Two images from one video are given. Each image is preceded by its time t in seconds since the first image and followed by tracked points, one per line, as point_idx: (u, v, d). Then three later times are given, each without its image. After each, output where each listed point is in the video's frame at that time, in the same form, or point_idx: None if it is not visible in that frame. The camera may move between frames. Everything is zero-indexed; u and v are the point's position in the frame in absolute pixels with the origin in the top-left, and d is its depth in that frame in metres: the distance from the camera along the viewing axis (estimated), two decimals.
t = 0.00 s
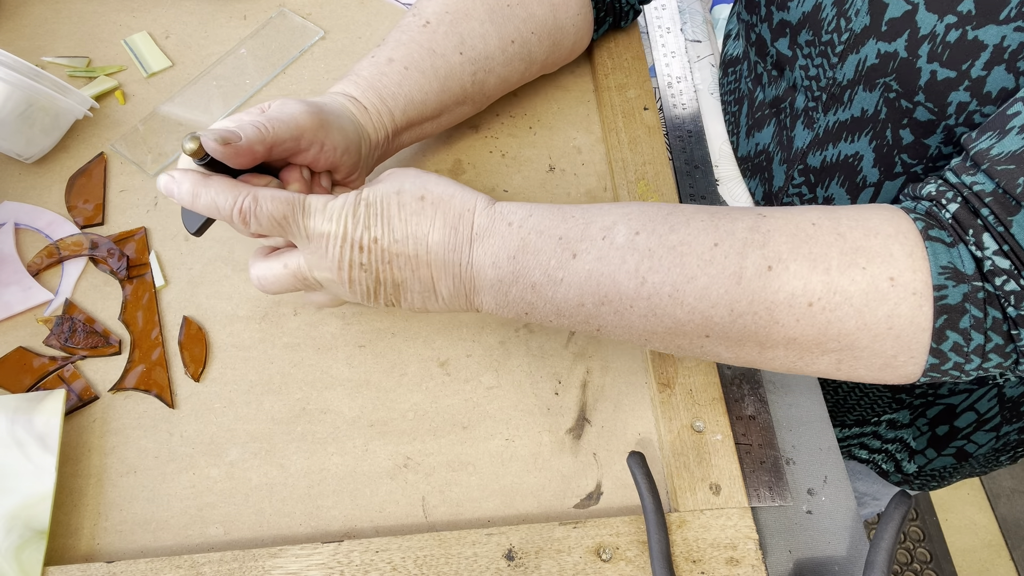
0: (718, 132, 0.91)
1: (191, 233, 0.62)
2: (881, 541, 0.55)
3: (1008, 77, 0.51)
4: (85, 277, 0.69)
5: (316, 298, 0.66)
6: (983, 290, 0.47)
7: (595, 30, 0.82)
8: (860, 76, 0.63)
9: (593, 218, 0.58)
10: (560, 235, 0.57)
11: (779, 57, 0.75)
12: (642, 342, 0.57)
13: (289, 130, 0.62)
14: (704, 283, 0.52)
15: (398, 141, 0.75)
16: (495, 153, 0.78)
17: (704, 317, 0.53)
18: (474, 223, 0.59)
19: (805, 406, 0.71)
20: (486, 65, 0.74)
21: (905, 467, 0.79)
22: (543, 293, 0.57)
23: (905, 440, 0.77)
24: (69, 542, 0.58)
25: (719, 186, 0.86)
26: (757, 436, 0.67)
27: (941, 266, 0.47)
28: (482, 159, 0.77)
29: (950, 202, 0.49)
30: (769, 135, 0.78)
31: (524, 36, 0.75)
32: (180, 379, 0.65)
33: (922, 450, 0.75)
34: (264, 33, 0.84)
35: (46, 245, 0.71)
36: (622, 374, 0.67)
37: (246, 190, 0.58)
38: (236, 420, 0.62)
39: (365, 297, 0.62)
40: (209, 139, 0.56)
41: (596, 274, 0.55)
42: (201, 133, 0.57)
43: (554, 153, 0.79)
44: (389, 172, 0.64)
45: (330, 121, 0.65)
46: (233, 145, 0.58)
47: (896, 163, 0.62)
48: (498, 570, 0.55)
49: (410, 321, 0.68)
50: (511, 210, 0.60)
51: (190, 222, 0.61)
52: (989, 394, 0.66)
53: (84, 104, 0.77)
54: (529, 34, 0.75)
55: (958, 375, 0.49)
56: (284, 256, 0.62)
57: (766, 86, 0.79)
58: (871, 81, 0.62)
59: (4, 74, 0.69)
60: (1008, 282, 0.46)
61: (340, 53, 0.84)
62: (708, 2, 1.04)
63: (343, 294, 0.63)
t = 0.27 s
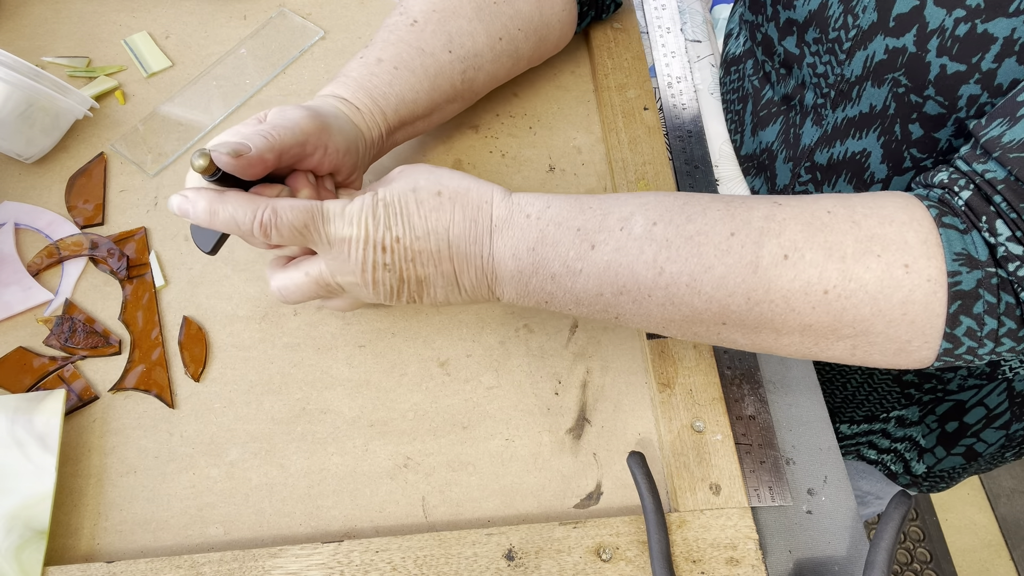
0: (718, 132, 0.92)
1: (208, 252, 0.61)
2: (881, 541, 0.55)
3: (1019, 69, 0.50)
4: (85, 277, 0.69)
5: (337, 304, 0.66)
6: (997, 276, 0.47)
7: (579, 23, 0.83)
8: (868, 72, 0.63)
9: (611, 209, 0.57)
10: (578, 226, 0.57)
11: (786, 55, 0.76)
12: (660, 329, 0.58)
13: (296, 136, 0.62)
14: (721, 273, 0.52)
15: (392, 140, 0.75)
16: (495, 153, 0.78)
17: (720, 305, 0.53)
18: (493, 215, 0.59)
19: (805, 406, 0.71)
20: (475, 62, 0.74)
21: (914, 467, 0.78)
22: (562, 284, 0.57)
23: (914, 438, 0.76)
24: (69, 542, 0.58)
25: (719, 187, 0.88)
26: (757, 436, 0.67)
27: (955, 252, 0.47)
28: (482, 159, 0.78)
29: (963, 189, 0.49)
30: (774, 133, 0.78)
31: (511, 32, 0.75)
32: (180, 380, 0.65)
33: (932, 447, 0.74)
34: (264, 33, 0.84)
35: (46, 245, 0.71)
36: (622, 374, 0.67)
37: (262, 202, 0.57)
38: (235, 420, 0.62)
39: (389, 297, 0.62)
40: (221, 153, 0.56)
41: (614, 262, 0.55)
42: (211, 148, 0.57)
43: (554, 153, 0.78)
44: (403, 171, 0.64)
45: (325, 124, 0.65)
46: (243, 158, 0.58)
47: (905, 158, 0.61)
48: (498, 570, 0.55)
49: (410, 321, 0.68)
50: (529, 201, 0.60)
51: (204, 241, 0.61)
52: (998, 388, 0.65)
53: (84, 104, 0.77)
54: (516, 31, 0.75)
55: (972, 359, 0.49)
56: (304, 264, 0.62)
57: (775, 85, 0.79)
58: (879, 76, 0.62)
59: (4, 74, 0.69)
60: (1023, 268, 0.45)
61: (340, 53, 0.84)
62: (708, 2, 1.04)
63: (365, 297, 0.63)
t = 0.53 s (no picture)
0: (718, 132, 0.92)
1: (219, 261, 0.61)
2: (881, 541, 0.55)
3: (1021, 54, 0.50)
4: (85, 277, 0.69)
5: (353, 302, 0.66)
6: (1002, 253, 0.46)
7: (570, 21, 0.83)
8: (869, 63, 0.63)
9: (622, 192, 0.57)
10: (589, 209, 0.57)
11: (785, 50, 0.75)
12: (671, 309, 0.58)
13: (301, 136, 0.63)
14: (731, 254, 0.52)
15: (388, 140, 0.75)
16: (495, 153, 0.78)
17: (731, 286, 0.53)
18: (504, 199, 0.60)
19: (806, 406, 0.71)
20: (470, 61, 0.74)
21: (922, 462, 0.79)
22: (575, 266, 0.58)
23: (922, 432, 0.76)
24: (69, 542, 0.58)
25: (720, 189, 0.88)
26: (757, 436, 0.67)
27: (960, 231, 0.46)
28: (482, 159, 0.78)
29: (966, 170, 0.48)
30: (772, 130, 0.79)
31: (504, 31, 0.75)
32: (180, 379, 0.65)
33: (939, 442, 0.74)
34: (264, 33, 0.84)
35: (46, 245, 0.71)
36: (622, 374, 0.67)
37: (276, 205, 0.57)
38: (235, 420, 0.62)
39: (407, 287, 0.64)
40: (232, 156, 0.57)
41: (626, 245, 0.55)
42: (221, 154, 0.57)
43: (554, 152, 0.78)
44: (410, 160, 0.65)
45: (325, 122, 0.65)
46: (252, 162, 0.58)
47: (908, 148, 0.61)
48: (498, 570, 0.55)
49: (410, 321, 0.68)
50: (539, 184, 0.61)
51: (216, 250, 0.61)
52: (1005, 379, 0.64)
53: (84, 104, 0.77)
54: (509, 29, 0.75)
55: (977, 337, 0.49)
56: (321, 264, 0.62)
57: (770, 82, 0.79)
58: (880, 67, 0.61)
59: (4, 74, 0.69)
60: None
61: (340, 53, 0.84)
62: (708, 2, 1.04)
63: (384, 290, 0.64)
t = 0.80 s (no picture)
0: (718, 132, 0.92)
1: (230, 266, 0.61)
2: (881, 541, 0.55)
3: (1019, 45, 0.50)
4: (85, 277, 0.69)
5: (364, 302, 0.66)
6: (1003, 242, 0.46)
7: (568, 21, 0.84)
8: (866, 58, 0.63)
9: (628, 184, 0.57)
10: (596, 202, 0.57)
11: (780, 48, 0.76)
12: (677, 300, 0.58)
13: (305, 138, 0.63)
14: (737, 245, 0.52)
15: (389, 139, 0.75)
16: (495, 153, 0.78)
17: (737, 276, 0.53)
18: (510, 192, 0.60)
19: (806, 406, 0.71)
20: (467, 61, 0.74)
21: (922, 451, 0.77)
22: (582, 258, 0.58)
23: (923, 421, 0.75)
24: (69, 542, 0.58)
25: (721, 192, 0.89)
26: (757, 437, 0.67)
27: (962, 221, 0.46)
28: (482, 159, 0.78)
29: (966, 160, 0.48)
30: (766, 130, 0.79)
31: (502, 31, 0.75)
32: (180, 379, 0.65)
33: (940, 430, 0.73)
34: (264, 33, 0.84)
35: (46, 245, 0.71)
36: (622, 374, 0.67)
37: (286, 208, 0.57)
38: (235, 420, 0.62)
39: (420, 284, 0.64)
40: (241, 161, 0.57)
41: (633, 238, 0.55)
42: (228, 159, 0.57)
43: (554, 152, 0.78)
44: (416, 156, 0.65)
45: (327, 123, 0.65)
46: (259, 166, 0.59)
47: (908, 142, 0.61)
48: (498, 570, 0.55)
49: (410, 321, 0.68)
50: (545, 177, 0.61)
51: (226, 255, 0.61)
52: (1006, 370, 0.63)
53: (84, 104, 0.77)
54: (507, 29, 0.75)
55: (980, 325, 0.48)
56: (332, 265, 0.63)
57: (765, 80, 0.80)
58: (878, 61, 0.62)
59: (4, 74, 0.69)
60: None
61: (340, 53, 0.84)
62: (708, 2, 1.04)
63: (397, 288, 0.64)
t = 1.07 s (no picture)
0: (718, 132, 0.92)
1: (233, 264, 0.61)
2: (881, 541, 0.55)
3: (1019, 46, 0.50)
4: (85, 277, 0.69)
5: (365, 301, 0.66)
6: (1005, 243, 0.46)
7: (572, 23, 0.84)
8: (867, 58, 0.63)
9: (631, 184, 0.57)
10: (599, 202, 0.57)
11: (780, 48, 0.76)
12: (680, 299, 0.58)
13: (308, 135, 0.63)
14: (740, 245, 0.52)
15: (391, 138, 0.75)
16: (495, 153, 0.78)
17: (739, 276, 0.53)
18: (514, 192, 0.60)
19: (806, 406, 0.71)
20: (470, 61, 0.74)
21: (922, 448, 0.77)
22: (584, 259, 0.58)
23: (922, 420, 0.75)
24: (69, 542, 0.58)
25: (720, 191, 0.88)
26: (757, 436, 0.67)
27: (964, 222, 0.46)
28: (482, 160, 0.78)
29: (967, 161, 0.48)
30: (766, 130, 0.79)
31: (505, 31, 0.75)
32: (180, 379, 0.65)
33: (939, 428, 0.73)
34: (264, 33, 0.84)
35: (46, 245, 0.71)
36: (622, 374, 0.67)
37: (291, 205, 0.57)
38: (235, 420, 0.62)
39: (422, 284, 0.64)
40: (245, 159, 0.57)
41: (636, 238, 0.55)
42: (233, 156, 0.57)
43: (554, 152, 0.78)
44: (420, 155, 0.65)
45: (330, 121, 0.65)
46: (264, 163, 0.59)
47: (908, 142, 0.61)
48: (498, 570, 0.55)
49: (410, 321, 0.68)
50: (549, 177, 0.61)
51: (229, 253, 0.61)
52: (1005, 370, 0.63)
53: (84, 104, 0.77)
54: (510, 30, 0.75)
55: (982, 325, 0.48)
56: (334, 263, 0.63)
57: (764, 80, 0.79)
58: (879, 61, 0.62)
59: (4, 74, 0.69)
60: None
61: (340, 53, 0.84)
62: (708, 2, 1.04)
63: (399, 288, 0.64)
